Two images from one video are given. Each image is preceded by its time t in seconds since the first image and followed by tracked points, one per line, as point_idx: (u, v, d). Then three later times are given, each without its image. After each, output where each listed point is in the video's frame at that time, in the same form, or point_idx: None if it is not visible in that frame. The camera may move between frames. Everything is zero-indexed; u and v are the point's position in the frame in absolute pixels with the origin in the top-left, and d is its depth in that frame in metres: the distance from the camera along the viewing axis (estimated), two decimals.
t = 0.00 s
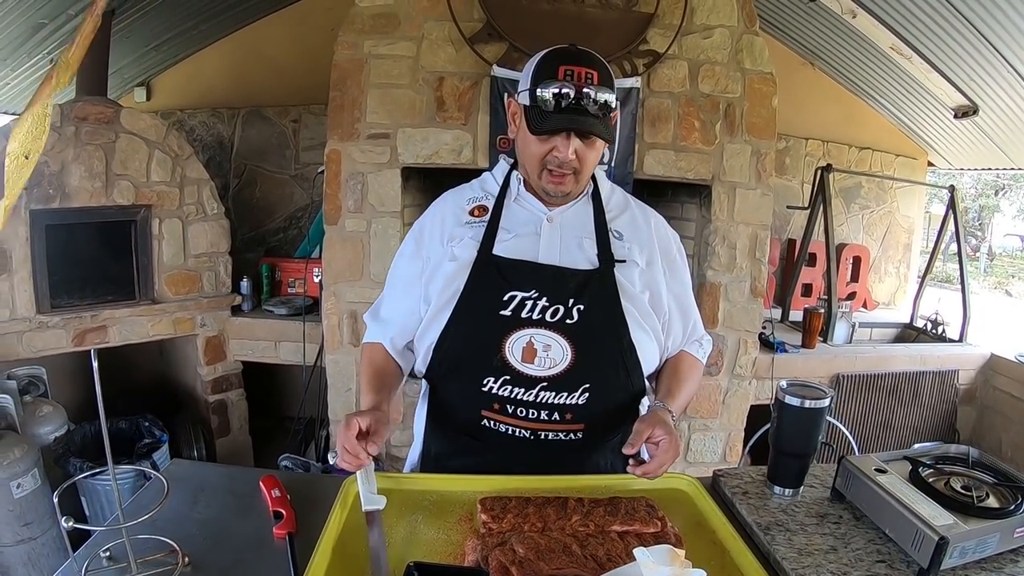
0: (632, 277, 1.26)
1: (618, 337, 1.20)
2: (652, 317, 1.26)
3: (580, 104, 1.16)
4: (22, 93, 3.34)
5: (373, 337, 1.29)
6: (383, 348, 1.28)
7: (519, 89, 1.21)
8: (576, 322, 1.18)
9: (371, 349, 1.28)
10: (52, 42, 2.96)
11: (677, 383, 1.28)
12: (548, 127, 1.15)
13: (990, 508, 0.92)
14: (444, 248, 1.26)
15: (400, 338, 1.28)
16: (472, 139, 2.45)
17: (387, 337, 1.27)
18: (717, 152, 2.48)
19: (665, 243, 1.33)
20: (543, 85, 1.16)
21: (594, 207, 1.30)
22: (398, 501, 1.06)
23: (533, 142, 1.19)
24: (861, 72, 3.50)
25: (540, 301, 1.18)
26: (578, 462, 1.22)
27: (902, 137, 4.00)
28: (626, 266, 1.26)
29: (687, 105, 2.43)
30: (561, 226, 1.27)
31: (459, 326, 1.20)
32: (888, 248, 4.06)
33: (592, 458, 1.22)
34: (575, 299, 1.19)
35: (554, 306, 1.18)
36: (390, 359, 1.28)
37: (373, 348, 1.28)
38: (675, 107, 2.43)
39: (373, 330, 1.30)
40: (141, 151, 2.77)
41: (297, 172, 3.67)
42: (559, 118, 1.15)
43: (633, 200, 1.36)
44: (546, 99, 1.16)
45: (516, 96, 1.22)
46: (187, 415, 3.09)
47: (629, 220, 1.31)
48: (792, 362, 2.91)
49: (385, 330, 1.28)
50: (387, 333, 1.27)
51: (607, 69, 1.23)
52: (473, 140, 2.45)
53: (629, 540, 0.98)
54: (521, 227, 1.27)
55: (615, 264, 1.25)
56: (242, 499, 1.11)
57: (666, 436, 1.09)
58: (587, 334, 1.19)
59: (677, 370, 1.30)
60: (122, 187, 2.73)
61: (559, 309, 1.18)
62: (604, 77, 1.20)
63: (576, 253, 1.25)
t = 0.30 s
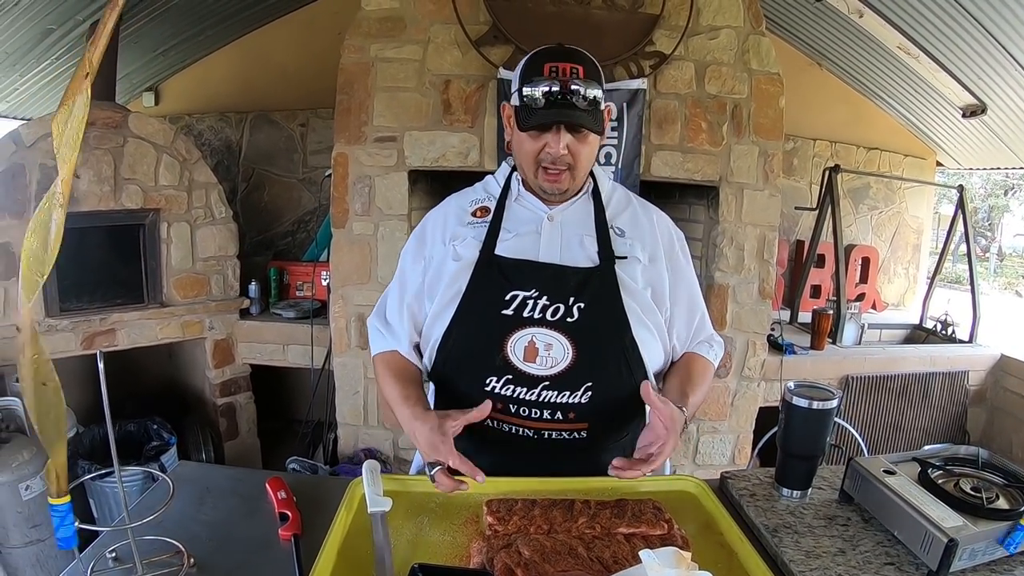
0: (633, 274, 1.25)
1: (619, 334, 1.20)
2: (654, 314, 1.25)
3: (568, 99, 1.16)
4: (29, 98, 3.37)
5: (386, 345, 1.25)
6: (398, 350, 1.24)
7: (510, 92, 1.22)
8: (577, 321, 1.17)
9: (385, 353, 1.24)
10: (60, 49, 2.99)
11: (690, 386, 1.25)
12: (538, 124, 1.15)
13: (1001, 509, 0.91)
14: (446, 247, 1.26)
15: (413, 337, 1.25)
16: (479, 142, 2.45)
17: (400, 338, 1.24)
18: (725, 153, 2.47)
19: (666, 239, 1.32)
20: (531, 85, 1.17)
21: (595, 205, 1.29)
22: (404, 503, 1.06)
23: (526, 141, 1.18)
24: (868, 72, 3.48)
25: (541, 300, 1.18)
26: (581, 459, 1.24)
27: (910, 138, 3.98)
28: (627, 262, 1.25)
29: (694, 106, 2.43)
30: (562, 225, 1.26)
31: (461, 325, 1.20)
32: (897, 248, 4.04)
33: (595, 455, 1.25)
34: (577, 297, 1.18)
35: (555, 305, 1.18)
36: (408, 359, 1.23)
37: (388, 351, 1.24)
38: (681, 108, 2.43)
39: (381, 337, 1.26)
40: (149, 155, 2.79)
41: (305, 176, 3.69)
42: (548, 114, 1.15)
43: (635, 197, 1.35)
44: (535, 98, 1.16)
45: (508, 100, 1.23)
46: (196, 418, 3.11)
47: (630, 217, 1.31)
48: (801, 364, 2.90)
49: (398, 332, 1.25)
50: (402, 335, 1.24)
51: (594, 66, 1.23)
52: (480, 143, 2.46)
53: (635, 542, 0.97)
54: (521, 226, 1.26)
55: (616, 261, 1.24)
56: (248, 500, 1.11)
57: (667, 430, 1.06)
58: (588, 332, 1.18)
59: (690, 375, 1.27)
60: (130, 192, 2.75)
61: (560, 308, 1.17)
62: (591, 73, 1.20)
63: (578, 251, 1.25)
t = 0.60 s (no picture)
0: (635, 272, 1.25)
1: (621, 332, 1.19)
2: (656, 312, 1.25)
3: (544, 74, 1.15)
4: (38, 101, 3.40)
5: (397, 351, 1.22)
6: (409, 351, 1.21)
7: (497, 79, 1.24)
8: (579, 320, 1.17)
9: (393, 358, 1.21)
10: (65, 52, 3.01)
11: (696, 386, 1.23)
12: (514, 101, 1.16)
13: (1006, 510, 0.90)
14: (449, 247, 1.26)
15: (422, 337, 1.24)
16: (482, 143, 2.46)
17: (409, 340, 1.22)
18: (729, 153, 2.47)
19: (668, 236, 1.32)
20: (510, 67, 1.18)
21: (595, 203, 1.29)
22: (406, 504, 1.06)
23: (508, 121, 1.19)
24: (873, 72, 3.47)
25: (544, 299, 1.18)
26: (586, 460, 1.24)
27: (915, 138, 3.96)
28: (629, 259, 1.25)
29: (697, 106, 2.43)
30: (563, 223, 1.26)
31: (464, 324, 1.20)
32: (903, 249, 4.02)
33: (600, 455, 1.24)
34: (579, 296, 1.18)
35: (557, 304, 1.17)
36: (419, 360, 1.20)
37: (399, 353, 1.21)
38: (685, 109, 2.43)
39: (388, 342, 1.23)
40: (154, 158, 2.80)
41: (310, 178, 3.70)
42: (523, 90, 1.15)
43: (635, 195, 1.35)
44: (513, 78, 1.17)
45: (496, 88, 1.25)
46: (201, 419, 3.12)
47: (631, 215, 1.30)
48: (807, 365, 2.88)
49: (408, 335, 1.22)
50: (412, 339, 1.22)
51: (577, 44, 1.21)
52: (484, 144, 2.46)
53: (638, 543, 0.97)
54: (522, 224, 1.26)
55: (616, 258, 1.24)
56: (250, 500, 1.12)
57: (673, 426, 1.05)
58: (590, 331, 1.18)
59: (695, 376, 1.24)
60: (135, 194, 2.77)
61: (563, 307, 1.17)
62: (569, 49, 1.19)
63: (579, 249, 1.25)
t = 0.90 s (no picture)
0: (638, 276, 1.25)
1: (623, 336, 1.19)
2: (659, 316, 1.25)
3: (555, 80, 1.15)
4: (41, 102, 3.41)
5: (391, 352, 1.26)
6: (400, 354, 1.25)
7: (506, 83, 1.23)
8: (581, 323, 1.17)
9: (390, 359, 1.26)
10: (69, 53, 3.02)
11: (694, 381, 1.25)
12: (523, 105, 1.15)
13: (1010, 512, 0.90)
14: (450, 250, 1.26)
15: (414, 341, 1.26)
16: (485, 144, 2.46)
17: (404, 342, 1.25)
18: (732, 154, 2.46)
19: (670, 240, 1.32)
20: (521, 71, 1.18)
21: (598, 207, 1.28)
22: (406, 504, 1.05)
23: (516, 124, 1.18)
24: (876, 72, 3.46)
25: (545, 302, 1.17)
26: (588, 463, 1.24)
27: (919, 138, 3.95)
28: (631, 264, 1.25)
29: (700, 107, 2.42)
30: (565, 227, 1.26)
31: (465, 328, 1.20)
32: (906, 249, 4.00)
33: (602, 458, 1.24)
34: (581, 299, 1.18)
35: (559, 307, 1.17)
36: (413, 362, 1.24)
37: (392, 356, 1.25)
38: (688, 109, 2.42)
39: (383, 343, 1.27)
40: (157, 159, 2.81)
41: (313, 179, 3.70)
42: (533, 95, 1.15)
43: (638, 198, 1.35)
44: (524, 82, 1.16)
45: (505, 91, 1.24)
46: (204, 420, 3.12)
47: (634, 219, 1.30)
48: (811, 366, 2.87)
49: (400, 337, 1.26)
50: (404, 340, 1.25)
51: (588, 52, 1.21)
52: (486, 145, 2.46)
53: (639, 544, 0.96)
54: (524, 228, 1.26)
55: (619, 262, 1.23)
56: (251, 500, 1.12)
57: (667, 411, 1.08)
58: (593, 335, 1.18)
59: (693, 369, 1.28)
60: (139, 195, 2.78)
61: (565, 310, 1.17)
62: (581, 56, 1.19)
63: (581, 252, 1.25)
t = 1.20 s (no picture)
0: (638, 277, 1.24)
1: (623, 337, 1.19)
2: (659, 317, 1.24)
3: (564, 85, 1.14)
4: (43, 103, 3.42)
5: (390, 348, 1.25)
6: (398, 352, 1.25)
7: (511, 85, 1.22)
8: (582, 324, 1.17)
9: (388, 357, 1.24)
10: (70, 53, 3.03)
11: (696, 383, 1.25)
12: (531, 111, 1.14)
13: (1012, 515, 0.89)
14: (451, 250, 1.26)
15: (414, 341, 1.25)
16: (486, 144, 2.46)
17: (403, 340, 1.25)
18: (733, 155, 2.46)
19: (671, 241, 1.31)
20: (528, 75, 1.17)
21: (599, 207, 1.28)
22: (405, 506, 1.05)
23: (522, 129, 1.17)
24: (878, 73, 3.45)
25: (546, 303, 1.17)
26: (587, 463, 1.24)
27: (920, 140, 3.94)
28: (632, 265, 1.24)
29: (701, 108, 2.42)
30: (566, 228, 1.25)
31: (465, 329, 1.20)
32: (908, 251, 4.00)
33: (601, 459, 1.24)
34: (582, 300, 1.18)
35: (560, 308, 1.17)
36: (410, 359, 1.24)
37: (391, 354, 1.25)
38: (690, 110, 2.42)
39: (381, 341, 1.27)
40: (158, 159, 2.81)
41: (314, 180, 3.70)
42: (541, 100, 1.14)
43: (640, 199, 1.34)
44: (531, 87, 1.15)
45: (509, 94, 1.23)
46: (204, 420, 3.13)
47: (636, 220, 1.30)
48: (812, 367, 2.87)
49: (399, 335, 1.26)
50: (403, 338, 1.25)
51: (591, 56, 1.22)
52: (487, 146, 2.46)
53: (638, 547, 0.96)
54: (524, 229, 1.26)
55: (620, 264, 1.23)
56: (250, 500, 1.12)
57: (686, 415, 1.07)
58: (593, 336, 1.17)
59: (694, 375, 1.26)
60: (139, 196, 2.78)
61: (565, 311, 1.17)
62: (585, 60, 1.19)
63: (582, 253, 1.25)
